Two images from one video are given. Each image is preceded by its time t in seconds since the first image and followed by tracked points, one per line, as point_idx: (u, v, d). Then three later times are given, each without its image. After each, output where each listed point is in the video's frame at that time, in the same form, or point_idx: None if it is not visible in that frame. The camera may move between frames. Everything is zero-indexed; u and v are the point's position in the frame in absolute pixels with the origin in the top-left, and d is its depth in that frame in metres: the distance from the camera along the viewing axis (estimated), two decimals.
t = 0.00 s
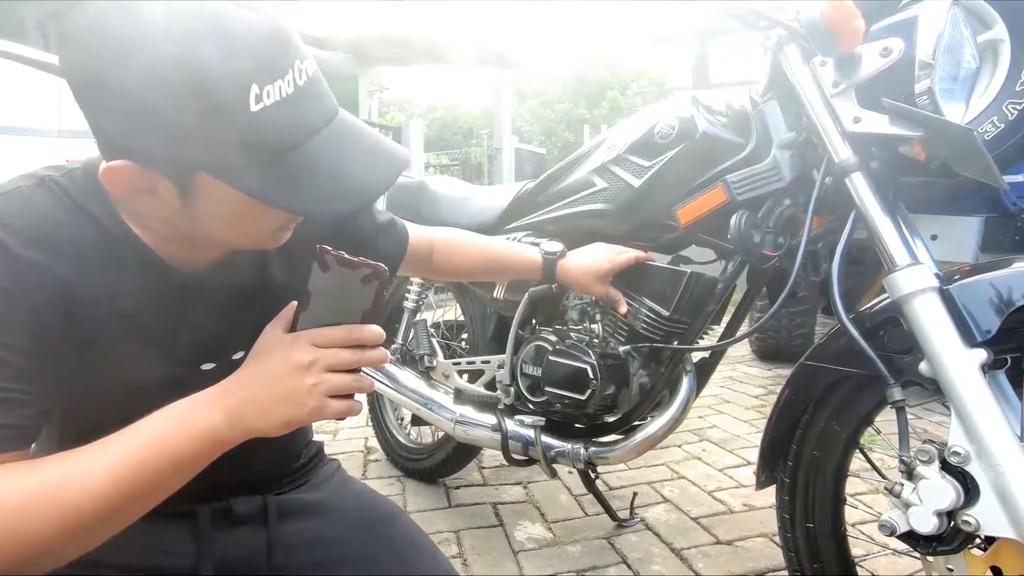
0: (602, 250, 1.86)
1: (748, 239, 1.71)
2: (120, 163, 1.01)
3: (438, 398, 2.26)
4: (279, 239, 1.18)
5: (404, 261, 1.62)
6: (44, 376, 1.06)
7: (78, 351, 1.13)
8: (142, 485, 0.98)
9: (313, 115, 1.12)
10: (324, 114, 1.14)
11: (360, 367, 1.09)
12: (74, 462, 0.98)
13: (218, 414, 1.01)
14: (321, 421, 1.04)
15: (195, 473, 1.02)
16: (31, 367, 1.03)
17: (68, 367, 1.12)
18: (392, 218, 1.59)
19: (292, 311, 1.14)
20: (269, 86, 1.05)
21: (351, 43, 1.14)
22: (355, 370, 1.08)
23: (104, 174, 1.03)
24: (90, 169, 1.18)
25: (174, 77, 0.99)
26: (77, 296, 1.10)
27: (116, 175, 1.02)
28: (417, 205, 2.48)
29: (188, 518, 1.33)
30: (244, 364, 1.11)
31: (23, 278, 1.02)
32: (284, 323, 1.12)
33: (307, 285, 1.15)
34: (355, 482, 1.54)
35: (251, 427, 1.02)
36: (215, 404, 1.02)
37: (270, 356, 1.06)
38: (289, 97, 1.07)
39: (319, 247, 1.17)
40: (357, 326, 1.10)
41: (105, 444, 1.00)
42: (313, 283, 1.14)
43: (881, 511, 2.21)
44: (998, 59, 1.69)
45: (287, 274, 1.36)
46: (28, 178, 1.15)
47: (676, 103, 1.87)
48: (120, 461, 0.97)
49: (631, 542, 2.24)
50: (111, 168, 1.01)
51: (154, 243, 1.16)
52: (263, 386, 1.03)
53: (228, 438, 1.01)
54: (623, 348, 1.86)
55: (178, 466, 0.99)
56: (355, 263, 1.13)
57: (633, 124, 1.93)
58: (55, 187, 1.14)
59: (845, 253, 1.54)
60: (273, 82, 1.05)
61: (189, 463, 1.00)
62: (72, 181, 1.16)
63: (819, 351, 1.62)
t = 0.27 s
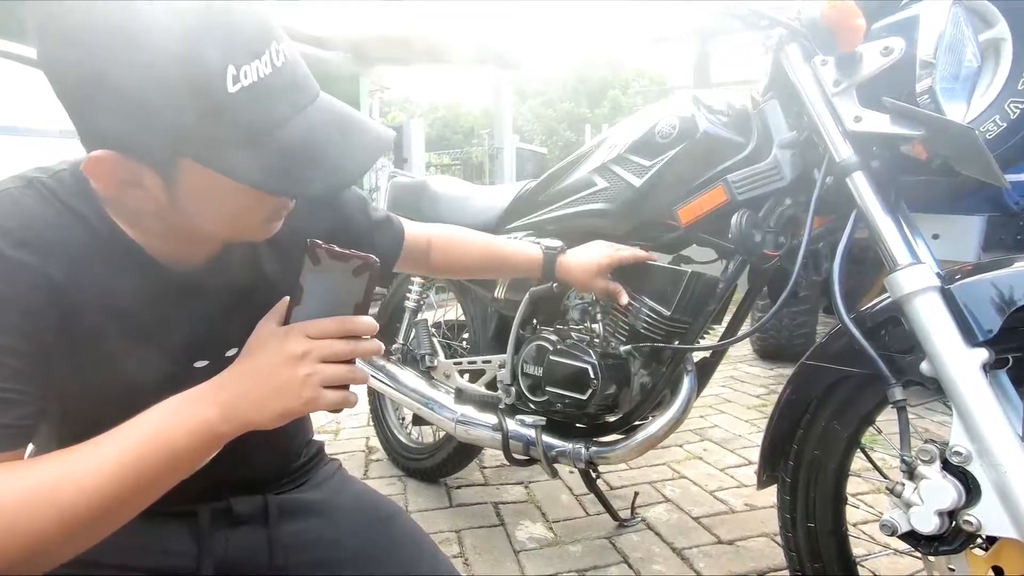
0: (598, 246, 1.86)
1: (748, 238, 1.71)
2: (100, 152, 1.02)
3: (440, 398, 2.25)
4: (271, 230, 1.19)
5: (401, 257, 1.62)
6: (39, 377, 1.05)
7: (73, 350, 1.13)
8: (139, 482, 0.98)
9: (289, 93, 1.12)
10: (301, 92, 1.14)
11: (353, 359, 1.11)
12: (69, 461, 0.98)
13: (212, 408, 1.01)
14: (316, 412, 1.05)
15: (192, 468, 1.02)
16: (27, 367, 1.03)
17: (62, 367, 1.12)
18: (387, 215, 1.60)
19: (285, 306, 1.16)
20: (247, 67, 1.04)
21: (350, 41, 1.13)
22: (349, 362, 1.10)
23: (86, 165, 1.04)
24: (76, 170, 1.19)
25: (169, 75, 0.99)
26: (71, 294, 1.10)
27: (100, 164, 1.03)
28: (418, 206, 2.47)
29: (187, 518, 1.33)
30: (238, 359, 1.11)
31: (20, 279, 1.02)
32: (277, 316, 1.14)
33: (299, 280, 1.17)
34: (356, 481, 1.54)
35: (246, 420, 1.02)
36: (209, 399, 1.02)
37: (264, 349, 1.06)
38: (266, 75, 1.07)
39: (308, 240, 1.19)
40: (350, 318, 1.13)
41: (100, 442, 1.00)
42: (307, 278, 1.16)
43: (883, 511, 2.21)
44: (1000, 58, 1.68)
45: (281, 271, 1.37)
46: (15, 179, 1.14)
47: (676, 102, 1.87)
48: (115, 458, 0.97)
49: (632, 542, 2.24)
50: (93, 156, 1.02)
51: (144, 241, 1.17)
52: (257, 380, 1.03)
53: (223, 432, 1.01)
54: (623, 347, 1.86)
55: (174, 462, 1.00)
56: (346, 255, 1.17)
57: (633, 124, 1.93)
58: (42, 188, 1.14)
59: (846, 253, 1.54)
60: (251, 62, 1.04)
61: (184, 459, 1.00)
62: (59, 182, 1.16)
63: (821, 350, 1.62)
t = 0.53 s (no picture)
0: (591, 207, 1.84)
1: (749, 238, 1.70)
2: (94, 129, 1.00)
3: (441, 398, 2.25)
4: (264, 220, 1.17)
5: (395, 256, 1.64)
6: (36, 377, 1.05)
7: (70, 348, 1.13)
8: (133, 474, 0.98)
9: (275, 67, 1.11)
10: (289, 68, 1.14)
11: (347, 346, 1.09)
12: (64, 454, 0.98)
13: (205, 398, 1.01)
14: (309, 397, 1.03)
15: (187, 459, 1.02)
16: (26, 368, 1.03)
17: (59, 364, 1.13)
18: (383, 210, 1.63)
19: (277, 297, 1.17)
20: (230, 35, 1.04)
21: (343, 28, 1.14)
22: (342, 348, 1.09)
23: (78, 145, 1.02)
24: (72, 170, 1.18)
25: (167, 74, 0.99)
26: (68, 292, 1.10)
27: (92, 143, 1.01)
28: (419, 206, 2.46)
29: (187, 517, 1.33)
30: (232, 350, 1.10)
31: (19, 278, 1.02)
32: (269, 308, 1.14)
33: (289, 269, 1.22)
34: (357, 482, 1.54)
35: (239, 408, 1.01)
36: (203, 389, 1.02)
37: (256, 338, 1.06)
38: (251, 47, 1.07)
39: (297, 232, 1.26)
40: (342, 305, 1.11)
41: (95, 435, 0.99)
42: (297, 266, 1.21)
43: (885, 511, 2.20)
44: (1001, 57, 1.67)
45: (278, 268, 1.37)
46: (11, 179, 1.14)
47: (677, 101, 1.88)
48: (109, 451, 0.97)
49: (633, 542, 2.24)
50: (86, 135, 1.00)
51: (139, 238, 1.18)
52: (249, 367, 1.02)
53: (216, 421, 1.01)
54: (624, 347, 1.86)
55: (169, 454, 0.99)
56: (335, 242, 1.24)
57: (633, 124, 1.93)
58: (37, 188, 1.14)
59: (847, 253, 1.53)
60: (234, 32, 1.05)
61: (179, 449, 1.00)
62: (53, 181, 1.16)
63: (822, 350, 1.62)
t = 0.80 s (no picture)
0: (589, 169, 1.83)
1: (748, 239, 1.70)
2: (111, 131, 1.01)
3: (441, 399, 2.25)
4: (272, 223, 1.18)
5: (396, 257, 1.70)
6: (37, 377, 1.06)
7: (71, 348, 1.13)
8: (131, 473, 0.98)
9: (291, 76, 1.12)
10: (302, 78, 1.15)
11: (346, 347, 1.09)
12: (62, 453, 0.98)
13: (203, 398, 1.01)
14: (307, 398, 1.03)
15: (185, 458, 1.02)
16: (27, 367, 1.03)
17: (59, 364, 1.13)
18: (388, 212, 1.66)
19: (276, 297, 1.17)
20: (249, 44, 1.06)
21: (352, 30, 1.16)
22: (340, 349, 1.08)
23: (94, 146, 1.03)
24: (77, 170, 1.18)
25: (168, 74, 0.99)
26: (69, 293, 1.10)
27: (108, 145, 1.02)
28: (419, 207, 2.46)
29: (187, 518, 1.33)
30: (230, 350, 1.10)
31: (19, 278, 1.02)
32: (267, 308, 1.14)
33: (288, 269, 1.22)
34: (357, 483, 1.54)
35: (237, 408, 1.01)
36: (201, 388, 1.02)
37: (254, 338, 1.05)
38: (268, 55, 1.09)
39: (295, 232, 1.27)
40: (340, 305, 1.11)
41: (93, 434, 1.00)
42: (295, 265, 1.21)
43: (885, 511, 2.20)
44: (1000, 57, 1.67)
45: (277, 268, 1.37)
46: (16, 179, 1.14)
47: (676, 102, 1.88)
48: (107, 450, 0.97)
49: (633, 543, 2.24)
50: (102, 136, 1.01)
51: (145, 242, 1.19)
52: (247, 367, 1.02)
53: (215, 421, 1.01)
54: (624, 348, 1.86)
55: (167, 453, 0.99)
56: (334, 243, 1.24)
57: (632, 125, 1.94)
58: (40, 188, 1.13)
59: (846, 254, 1.54)
60: (253, 40, 1.06)
61: (177, 449, 1.00)
62: (58, 181, 1.16)
63: (822, 351, 1.62)
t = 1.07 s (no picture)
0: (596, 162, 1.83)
1: (748, 239, 1.71)
2: (113, 110, 1.00)
3: (440, 400, 2.25)
4: (278, 214, 1.19)
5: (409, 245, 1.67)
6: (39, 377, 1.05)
7: (73, 348, 1.13)
8: (134, 473, 0.98)
9: (288, 55, 1.10)
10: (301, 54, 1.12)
11: (348, 348, 1.08)
12: (64, 453, 0.98)
13: (206, 399, 1.01)
14: (309, 400, 1.03)
15: (187, 459, 1.02)
16: (29, 367, 1.03)
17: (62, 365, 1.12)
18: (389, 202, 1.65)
19: (279, 299, 1.17)
20: (246, 20, 1.04)
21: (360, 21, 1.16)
22: (342, 351, 1.08)
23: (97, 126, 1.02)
24: (86, 171, 1.19)
25: (172, 75, 0.99)
26: (72, 293, 1.10)
27: (110, 124, 1.01)
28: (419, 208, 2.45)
29: (188, 518, 1.33)
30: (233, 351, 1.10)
31: (21, 278, 1.02)
32: (271, 310, 1.14)
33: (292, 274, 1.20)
34: (357, 484, 1.54)
35: (239, 409, 1.01)
36: (204, 389, 1.02)
37: (257, 339, 1.05)
38: (266, 32, 1.07)
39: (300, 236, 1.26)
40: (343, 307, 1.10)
41: (95, 434, 1.00)
42: (299, 268, 1.20)
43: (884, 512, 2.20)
44: (999, 58, 1.67)
45: (280, 269, 1.37)
46: (25, 180, 1.15)
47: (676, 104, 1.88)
48: (109, 450, 0.97)
49: (632, 544, 2.24)
50: (104, 115, 1.00)
51: (151, 240, 1.19)
52: (249, 369, 1.02)
53: (217, 422, 1.01)
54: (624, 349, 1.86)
55: (169, 453, 0.99)
56: (337, 245, 1.23)
57: (632, 126, 1.93)
58: (49, 189, 1.14)
59: (846, 255, 1.53)
60: (249, 16, 1.04)
61: (179, 449, 1.00)
62: (66, 182, 1.16)
63: (822, 351, 1.63)
